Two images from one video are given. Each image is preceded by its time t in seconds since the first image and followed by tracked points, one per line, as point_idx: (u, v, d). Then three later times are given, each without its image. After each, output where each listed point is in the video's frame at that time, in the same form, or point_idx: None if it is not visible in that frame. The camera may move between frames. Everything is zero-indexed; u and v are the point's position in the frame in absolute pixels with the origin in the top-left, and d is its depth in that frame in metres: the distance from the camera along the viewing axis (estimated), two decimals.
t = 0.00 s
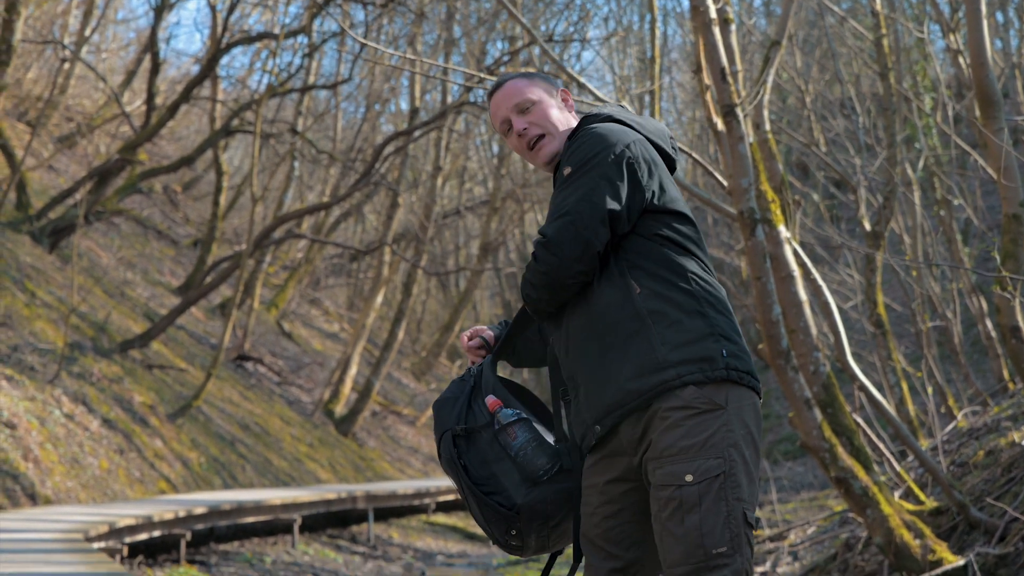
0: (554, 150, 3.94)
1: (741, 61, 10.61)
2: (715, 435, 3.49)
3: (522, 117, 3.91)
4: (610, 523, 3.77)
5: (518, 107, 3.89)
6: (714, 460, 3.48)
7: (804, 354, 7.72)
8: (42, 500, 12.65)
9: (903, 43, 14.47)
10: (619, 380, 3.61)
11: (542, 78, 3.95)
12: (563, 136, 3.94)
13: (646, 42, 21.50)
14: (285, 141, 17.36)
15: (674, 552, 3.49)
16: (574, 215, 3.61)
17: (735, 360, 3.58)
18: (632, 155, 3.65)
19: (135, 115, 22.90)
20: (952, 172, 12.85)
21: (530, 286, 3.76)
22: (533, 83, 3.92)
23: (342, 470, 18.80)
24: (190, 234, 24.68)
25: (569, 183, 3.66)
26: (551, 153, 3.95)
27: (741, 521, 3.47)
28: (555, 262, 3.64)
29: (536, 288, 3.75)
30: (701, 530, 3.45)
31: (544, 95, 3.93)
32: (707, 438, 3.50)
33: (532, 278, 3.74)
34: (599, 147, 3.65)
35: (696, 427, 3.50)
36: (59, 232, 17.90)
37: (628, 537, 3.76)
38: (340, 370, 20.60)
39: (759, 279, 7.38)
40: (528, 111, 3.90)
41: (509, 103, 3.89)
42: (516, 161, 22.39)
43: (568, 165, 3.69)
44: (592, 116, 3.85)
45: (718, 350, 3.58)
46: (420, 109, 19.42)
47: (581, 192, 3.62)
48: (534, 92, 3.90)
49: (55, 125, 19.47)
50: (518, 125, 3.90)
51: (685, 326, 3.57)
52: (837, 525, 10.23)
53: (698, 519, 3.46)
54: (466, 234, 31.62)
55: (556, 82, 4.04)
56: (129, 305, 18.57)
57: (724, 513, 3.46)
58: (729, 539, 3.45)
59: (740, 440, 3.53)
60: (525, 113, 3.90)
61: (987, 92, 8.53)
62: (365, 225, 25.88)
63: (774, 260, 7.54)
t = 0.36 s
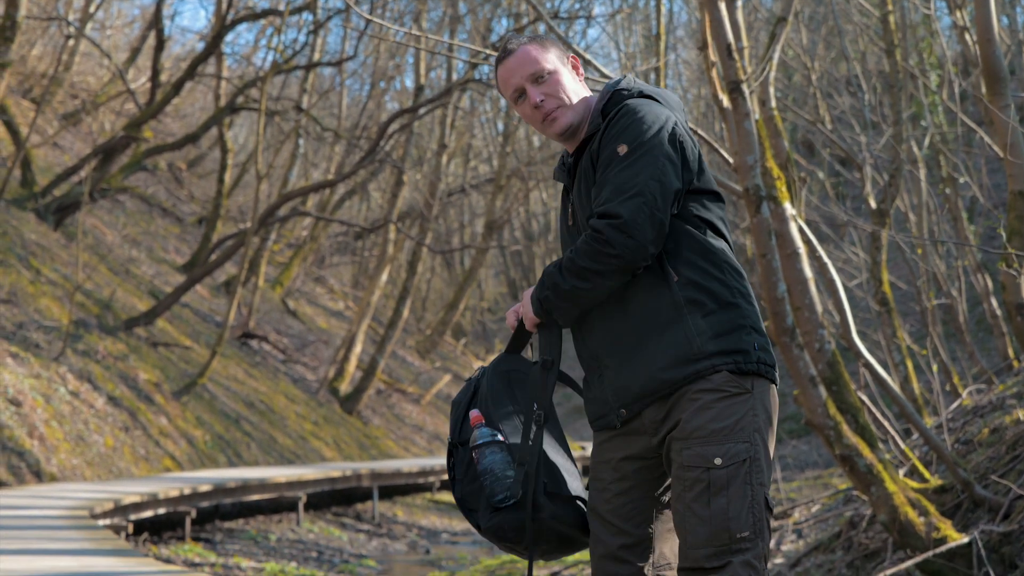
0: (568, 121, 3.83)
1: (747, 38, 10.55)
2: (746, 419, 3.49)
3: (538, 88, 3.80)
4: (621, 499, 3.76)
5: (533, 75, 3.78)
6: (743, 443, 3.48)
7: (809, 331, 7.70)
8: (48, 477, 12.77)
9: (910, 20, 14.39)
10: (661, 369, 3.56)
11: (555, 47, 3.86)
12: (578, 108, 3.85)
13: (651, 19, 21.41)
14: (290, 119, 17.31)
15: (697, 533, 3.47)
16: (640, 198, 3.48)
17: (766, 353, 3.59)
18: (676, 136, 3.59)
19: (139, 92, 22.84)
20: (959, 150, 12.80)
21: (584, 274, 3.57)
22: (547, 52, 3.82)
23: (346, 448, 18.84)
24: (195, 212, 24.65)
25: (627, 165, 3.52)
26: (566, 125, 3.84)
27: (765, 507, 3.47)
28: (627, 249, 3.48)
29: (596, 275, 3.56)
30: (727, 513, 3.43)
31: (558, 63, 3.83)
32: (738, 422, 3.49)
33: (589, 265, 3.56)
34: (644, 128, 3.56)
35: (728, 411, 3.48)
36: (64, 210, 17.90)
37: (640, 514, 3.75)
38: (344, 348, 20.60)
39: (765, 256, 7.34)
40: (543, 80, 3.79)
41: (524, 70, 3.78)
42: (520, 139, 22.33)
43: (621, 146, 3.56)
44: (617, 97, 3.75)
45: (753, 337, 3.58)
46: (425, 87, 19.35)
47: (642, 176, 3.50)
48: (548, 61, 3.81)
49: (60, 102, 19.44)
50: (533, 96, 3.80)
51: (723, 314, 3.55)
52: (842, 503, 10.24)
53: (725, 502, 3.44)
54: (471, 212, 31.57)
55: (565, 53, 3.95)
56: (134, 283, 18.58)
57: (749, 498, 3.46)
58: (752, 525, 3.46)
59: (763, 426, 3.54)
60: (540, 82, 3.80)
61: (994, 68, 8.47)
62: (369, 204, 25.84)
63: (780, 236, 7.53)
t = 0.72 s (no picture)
0: (585, 110, 3.63)
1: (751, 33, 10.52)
2: (722, 428, 3.42)
3: (556, 74, 3.59)
4: (612, 495, 3.80)
5: (553, 61, 3.57)
6: (716, 452, 3.41)
7: (813, 326, 7.63)
8: (53, 472, 12.78)
9: (914, 14, 14.36)
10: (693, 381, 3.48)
11: (575, 28, 3.64)
12: (597, 96, 3.64)
13: (656, 14, 21.37)
14: (294, 113, 17.30)
15: (666, 538, 3.42)
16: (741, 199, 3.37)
17: (752, 375, 3.51)
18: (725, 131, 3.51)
19: (143, 87, 22.82)
20: (963, 144, 12.76)
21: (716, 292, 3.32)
22: (568, 35, 3.60)
23: (351, 443, 18.85)
24: (199, 206, 24.64)
25: (717, 167, 3.37)
26: (583, 113, 3.64)
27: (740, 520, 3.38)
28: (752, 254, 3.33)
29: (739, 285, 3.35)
30: (695, 521, 3.37)
31: (577, 47, 3.62)
32: (715, 431, 3.42)
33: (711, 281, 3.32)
34: (709, 125, 3.44)
35: (709, 420, 3.43)
36: (68, 205, 17.89)
37: (629, 513, 3.78)
38: (348, 343, 20.60)
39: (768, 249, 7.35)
40: (563, 66, 3.58)
41: (543, 56, 3.57)
42: (524, 134, 22.29)
43: (699, 146, 3.39)
44: (651, 92, 3.59)
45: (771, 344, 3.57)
46: (429, 82, 19.33)
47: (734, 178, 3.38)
48: (569, 45, 3.59)
49: (64, 97, 19.43)
50: (551, 82, 3.59)
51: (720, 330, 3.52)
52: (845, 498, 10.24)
53: (692, 509, 3.38)
54: (476, 207, 31.55)
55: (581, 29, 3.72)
56: (138, 278, 18.57)
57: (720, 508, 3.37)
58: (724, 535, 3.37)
59: (744, 437, 3.46)
60: (559, 68, 3.58)
61: (998, 62, 8.43)
62: (373, 199, 25.82)
63: (784, 230, 7.52)
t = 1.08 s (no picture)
0: (574, 175, 3.84)
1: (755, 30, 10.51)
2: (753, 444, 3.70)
3: (542, 148, 3.78)
4: (615, 471, 4.11)
5: (536, 138, 3.75)
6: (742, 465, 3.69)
7: (815, 323, 7.62)
8: (56, 470, 12.79)
9: (918, 12, 14.34)
10: (720, 399, 3.76)
11: (550, 92, 3.80)
12: (583, 157, 3.84)
13: (660, 11, 21.32)
14: (297, 111, 17.26)
15: (678, 542, 3.66)
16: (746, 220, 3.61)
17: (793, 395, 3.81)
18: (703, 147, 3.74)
19: (146, 85, 22.80)
20: (967, 142, 12.75)
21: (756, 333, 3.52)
22: (546, 106, 3.77)
23: (355, 441, 18.87)
24: (202, 205, 24.63)
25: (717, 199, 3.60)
26: (575, 178, 3.86)
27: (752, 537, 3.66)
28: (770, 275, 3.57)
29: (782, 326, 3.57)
30: (707, 527, 3.64)
31: (557, 114, 3.79)
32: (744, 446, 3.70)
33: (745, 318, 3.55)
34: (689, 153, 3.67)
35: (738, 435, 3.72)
36: (71, 203, 17.89)
37: (628, 485, 4.08)
38: (352, 341, 20.58)
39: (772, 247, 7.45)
40: (547, 140, 3.77)
41: (527, 135, 3.74)
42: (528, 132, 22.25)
43: (692, 180, 3.62)
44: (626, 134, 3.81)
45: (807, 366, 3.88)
46: (432, 80, 19.29)
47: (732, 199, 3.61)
48: (549, 117, 3.76)
49: (67, 96, 19.43)
50: (538, 157, 3.78)
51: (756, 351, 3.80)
52: (848, 496, 10.26)
53: (708, 516, 3.65)
54: (479, 205, 31.55)
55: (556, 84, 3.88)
56: (142, 277, 18.58)
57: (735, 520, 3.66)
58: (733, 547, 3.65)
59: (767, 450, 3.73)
60: (544, 143, 3.77)
61: (1000, 59, 8.40)
62: (377, 198, 25.81)
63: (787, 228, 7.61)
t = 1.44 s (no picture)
0: (555, 286, 3.86)
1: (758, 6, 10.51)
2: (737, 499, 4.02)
3: (522, 256, 3.81)
4: (602, 464, 4.44)
5: (514, 245, 3.79)
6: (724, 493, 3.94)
7: (818, 296, 7.68)
8: (60, 443, 12.88)
9: None
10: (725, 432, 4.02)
11: (531, 201, 3.84)
12: (564, 268, 3.86)
13: None
14: (300, 89, 17.24)
15: (659, 502, 3.80)
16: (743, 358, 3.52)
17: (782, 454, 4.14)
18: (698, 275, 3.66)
19: (147, 62, 22.80)
20: (969, 116, 12.74)
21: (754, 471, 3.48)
22: (526, 213, 3.81)
23: (358, 414, 18.93)
24: (205, 180, 24.65)
25: (708, 337, 3.51)
26: (557, 289, 3.88)
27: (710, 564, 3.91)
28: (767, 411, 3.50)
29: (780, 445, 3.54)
30: (681, 507, 3.81)
31: (537, 224, 3.82)
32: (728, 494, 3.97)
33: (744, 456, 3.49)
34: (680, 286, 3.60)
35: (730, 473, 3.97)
36: (73, 178, 17.92)
37: (606, 482, 4.42)
38: (355, 315, 20.62)
39: (774, 220, 7.41)
40: (528, 247, 3.80)
41: (503, 240, 3.78)
42: (530, 107, 22.24)
43: (681, 322, 3.55)
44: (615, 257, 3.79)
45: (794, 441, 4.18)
46: (434, 56, 19.26)
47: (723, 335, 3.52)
48: (528, 226, 3.80)
49: (68, 72, 19.44)
50: (519, 265, 3.81)
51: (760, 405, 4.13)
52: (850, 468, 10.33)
53: (690, 499, 3.83)
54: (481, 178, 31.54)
55: (542, 193, 3.92)
56: (144, 251, 18.61)
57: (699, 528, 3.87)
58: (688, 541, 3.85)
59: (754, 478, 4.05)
60: (520, 250, 3.80)
61: (1003, 34, 8.37)
62: (379, 172, 25.83)
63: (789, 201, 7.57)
